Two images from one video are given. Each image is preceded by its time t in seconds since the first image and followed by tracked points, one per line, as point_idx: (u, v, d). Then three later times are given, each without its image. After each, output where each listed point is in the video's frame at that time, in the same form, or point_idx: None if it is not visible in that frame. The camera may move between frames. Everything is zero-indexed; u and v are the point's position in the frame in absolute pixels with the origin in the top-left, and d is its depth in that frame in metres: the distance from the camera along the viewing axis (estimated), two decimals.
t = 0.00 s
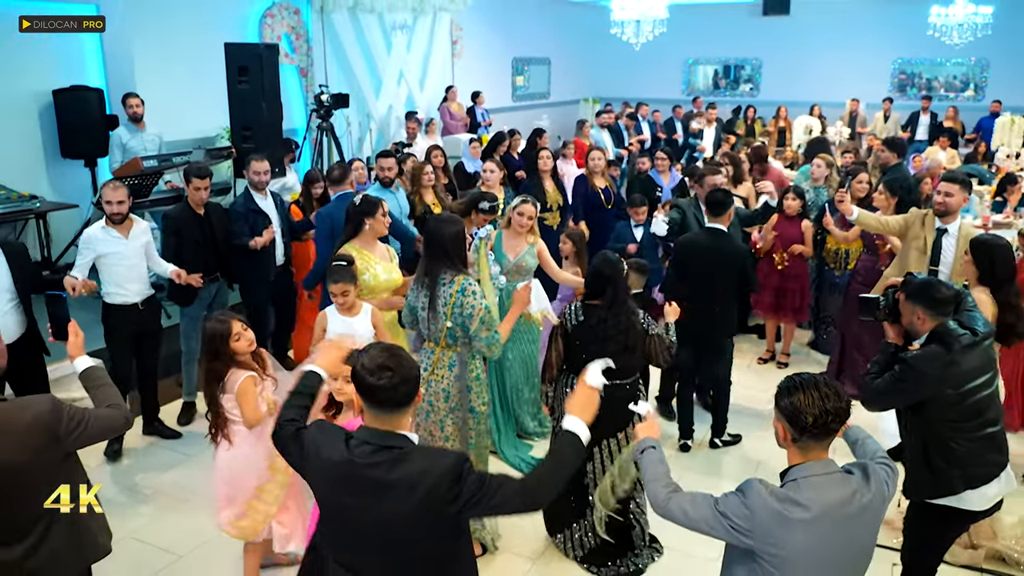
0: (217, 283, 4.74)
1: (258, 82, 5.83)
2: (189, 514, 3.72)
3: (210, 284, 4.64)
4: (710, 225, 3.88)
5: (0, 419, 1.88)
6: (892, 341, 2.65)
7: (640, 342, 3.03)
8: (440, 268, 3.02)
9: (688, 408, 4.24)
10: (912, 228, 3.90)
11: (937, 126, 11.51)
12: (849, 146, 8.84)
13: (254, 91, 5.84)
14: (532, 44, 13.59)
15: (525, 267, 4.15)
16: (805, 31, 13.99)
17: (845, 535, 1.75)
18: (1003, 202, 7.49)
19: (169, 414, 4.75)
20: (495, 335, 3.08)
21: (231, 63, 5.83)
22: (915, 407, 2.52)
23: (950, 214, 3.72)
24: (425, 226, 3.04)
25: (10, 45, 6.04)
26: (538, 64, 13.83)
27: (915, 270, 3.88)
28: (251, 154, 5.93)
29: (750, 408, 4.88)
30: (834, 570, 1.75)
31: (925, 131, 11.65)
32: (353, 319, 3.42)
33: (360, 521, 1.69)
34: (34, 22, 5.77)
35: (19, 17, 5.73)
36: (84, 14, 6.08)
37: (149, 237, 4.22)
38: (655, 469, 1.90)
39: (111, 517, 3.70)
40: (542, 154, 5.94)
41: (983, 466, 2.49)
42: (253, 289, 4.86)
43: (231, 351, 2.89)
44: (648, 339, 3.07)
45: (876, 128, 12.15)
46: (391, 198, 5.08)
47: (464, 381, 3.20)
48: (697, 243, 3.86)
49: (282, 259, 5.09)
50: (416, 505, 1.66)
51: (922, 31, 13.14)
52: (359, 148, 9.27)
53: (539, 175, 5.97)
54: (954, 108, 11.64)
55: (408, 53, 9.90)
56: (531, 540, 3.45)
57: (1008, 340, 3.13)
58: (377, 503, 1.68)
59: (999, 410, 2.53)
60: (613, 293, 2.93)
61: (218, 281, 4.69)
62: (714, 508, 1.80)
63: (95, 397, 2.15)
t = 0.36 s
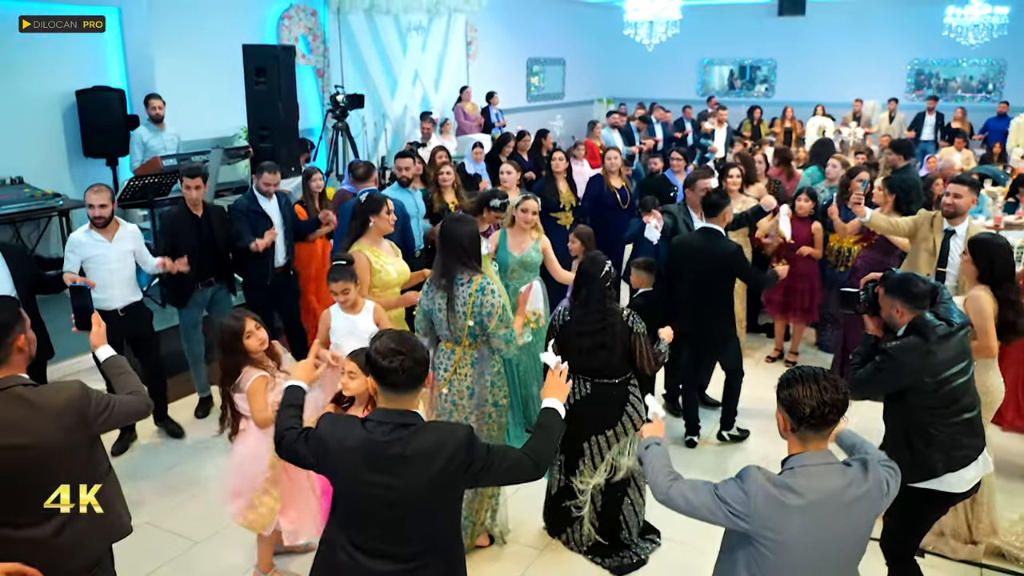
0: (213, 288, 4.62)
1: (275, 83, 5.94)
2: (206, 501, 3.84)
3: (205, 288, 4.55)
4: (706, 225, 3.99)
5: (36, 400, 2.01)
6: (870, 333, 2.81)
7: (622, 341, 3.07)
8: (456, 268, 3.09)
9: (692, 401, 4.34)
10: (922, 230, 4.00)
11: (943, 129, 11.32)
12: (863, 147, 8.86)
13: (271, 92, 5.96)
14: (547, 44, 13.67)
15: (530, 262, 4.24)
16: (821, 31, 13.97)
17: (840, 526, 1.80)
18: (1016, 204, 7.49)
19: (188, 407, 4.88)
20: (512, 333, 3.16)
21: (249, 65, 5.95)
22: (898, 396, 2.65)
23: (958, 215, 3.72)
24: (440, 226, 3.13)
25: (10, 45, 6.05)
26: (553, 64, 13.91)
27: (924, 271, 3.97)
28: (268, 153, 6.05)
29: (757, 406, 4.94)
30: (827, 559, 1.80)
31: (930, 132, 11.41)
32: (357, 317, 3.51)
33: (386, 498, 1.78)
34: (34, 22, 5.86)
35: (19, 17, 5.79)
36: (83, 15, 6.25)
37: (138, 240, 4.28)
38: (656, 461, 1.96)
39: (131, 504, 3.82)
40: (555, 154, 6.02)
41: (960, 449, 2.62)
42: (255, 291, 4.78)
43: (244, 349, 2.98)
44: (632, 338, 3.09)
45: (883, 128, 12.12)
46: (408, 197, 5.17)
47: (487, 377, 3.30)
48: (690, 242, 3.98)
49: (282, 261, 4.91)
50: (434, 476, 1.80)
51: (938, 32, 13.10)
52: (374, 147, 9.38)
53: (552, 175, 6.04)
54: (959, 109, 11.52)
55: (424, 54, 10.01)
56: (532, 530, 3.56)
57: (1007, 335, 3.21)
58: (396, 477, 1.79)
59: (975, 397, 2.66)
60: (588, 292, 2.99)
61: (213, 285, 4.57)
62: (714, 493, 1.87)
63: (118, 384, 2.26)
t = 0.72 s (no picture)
0: (212, 292, 4.50)
1: (292, 83, 6.06)
2: (222, 490, 3.94)
3: (203, 292, 4.44)
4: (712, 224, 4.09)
5: (70, 383, 2.14)
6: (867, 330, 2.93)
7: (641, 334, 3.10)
8: (464, 261, 3.20)
9: (701, 398, 4.40)
10: (920, 227, 4.05)
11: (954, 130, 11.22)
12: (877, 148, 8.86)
13: (288, 93, 6.07)
14: (563, 45, 13.76)
15: (552, 259, 4.35)
16: (837, 32, 13.96)
17: (795, 509, 1.85)
18: None
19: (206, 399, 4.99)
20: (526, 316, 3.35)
21: (267, 66, 6.07)
22: (890, 392, 2.71)
23: (956, 213, 3.78)
24: (447, 222, 3.21)
25: (10, 45, 6.07)
26: (568, 65, 13.99)
27: (923, 269, 4.01)
28: (284, 152, 6.17)
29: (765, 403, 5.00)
30: (782, 541, 1.85)
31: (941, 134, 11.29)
32: (377, 312, 3.61)
33: (383, 471, 1.91)
34: (33, 21, 5.85)
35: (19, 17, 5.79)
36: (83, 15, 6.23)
37: (136, 244, 4.25)
38: (638, 430, 2.07)
39: (151, 491, 3.94)
40: (567, 154, 6.11)
41: (952, 442, 2.68)
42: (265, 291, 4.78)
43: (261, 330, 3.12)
44: (643, 330, 3.10)
45: (895, 130, 12.08)
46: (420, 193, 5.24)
47: (488, 366, 3.37)
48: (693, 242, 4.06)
49: (294, 267, 4.94)
50: (413, 463, 1.83)
51: (955, 32, 13.05)
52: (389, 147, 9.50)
53: (564, 175, 6.12)
54: (967, 112, 11.37)
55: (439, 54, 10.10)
56: (542, 522, 3.65)
57: (1004, 333, 3.28)
58: (390, 454, 1.89)
59: (967, 391, 2.72)
60: (592, 286, 3.10)
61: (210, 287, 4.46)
62: (681, 461, 1.97)
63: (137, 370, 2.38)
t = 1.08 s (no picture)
0: (211, 296, 4.48)
1: (310, 84, 6.18)
2: (239, 480, 4.06)
3: (203, 295, 4.43)
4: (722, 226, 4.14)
5: (94, 371, 2.25)
6: (873, 331, 3.00)
7: (655, 330, 3.19)
8: (461, 256, 3.32)
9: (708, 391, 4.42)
10: (911, 230, 4.12)
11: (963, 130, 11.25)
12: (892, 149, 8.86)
13: (306, 93, 6.19)
14: (579, 46, 13.83)
15: (570, 252, 4.43)
16: (854, 33, 13.93)
17: (732, 485, 1.93)
18: None
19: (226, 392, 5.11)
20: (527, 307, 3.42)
21: (286, 67, 6.20)
22: (893, 392, 2.77)
23: (948, 219, 3.81)
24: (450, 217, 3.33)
25: (10, 45, 6.07)
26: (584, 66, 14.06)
27: (914, 271, 4.08)
28: (302, 152, 6.30)
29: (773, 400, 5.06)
30: (719, 516, 1.95)
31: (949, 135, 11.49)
32: (402, 308, 3.69)
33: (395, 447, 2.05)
34: (34, 22, 5.83)
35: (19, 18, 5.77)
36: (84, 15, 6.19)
37: (136, 246, 4.16)
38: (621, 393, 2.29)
39: (169, 479, 4.07)
40: (580, 154, 6.19)
41: (954, 444, 2.73)
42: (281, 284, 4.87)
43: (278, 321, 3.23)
44: (664, 326, 3.19)
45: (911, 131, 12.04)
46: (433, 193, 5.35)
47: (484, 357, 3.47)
48: (705, 242, 4.13)
49: (307, 265, 5.05)
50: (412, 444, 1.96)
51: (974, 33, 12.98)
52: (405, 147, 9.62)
53: (576, 174, 6.21)
54: (980, 113, 11.37)
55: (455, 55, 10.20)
56: (551, 513, 3.73)
57: (1005, 333, 3.33)
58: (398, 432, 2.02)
59: (971, 395, 2.78)
60: (611, 282, 3.13)
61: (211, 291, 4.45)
62: (643, 433, 2.13)
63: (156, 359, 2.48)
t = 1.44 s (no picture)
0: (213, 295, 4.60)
1: (327, 85, 6.29)
2: (256, 470, 4.18)
3: (207, 296, 4.54)
4: (734, 224, 4.17)
5: (113, 360, 2.36)
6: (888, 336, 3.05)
7: (655, 330, 3.24)
8: (467, 254, 3.42)
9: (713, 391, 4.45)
10: (910, 227, 4.18)
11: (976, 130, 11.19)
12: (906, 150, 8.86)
13: (323, 94, 6.31)
14: (595, 47, 13.89)
15: (574, 257, 4.47)
16: (872, 33, 13.89)
17: (724, 479, 2.01)
18: None
19: (245, 386, 5.24)
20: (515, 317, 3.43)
21: (303, 68, 6.32)
22: (907, 399, 2.83)
23: (949, 214, 3.88)
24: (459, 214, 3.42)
25: (10, 45, 6.04)
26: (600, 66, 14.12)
27: (914, 267, 4.13)
28: (319, 152, 6.42)
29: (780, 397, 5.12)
30: (714, 510, 2.04)
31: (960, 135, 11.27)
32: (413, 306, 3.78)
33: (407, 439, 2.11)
34: (33, 22, 5.88)
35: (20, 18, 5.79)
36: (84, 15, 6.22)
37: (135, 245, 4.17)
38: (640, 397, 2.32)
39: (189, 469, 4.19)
40: (592, 154, 6.27)
41: (964, 453, 2.80)
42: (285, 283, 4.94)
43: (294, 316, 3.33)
44: (669, 329, 3.27)
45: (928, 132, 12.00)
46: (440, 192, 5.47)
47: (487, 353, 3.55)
48: (723, 243, 4.15)
49: (313, 265, 5.10)
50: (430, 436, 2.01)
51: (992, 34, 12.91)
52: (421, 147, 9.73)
53: (588, 174, 6.29)
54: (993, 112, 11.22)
55: (471, 56, 10.29)
56: (559, 505, 3.82)
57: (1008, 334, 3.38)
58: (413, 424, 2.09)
59: (984, 404, 2.84)
60: (625, 281, 3.21)
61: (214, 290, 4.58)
62: (639, 431, 2.20)
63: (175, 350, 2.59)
